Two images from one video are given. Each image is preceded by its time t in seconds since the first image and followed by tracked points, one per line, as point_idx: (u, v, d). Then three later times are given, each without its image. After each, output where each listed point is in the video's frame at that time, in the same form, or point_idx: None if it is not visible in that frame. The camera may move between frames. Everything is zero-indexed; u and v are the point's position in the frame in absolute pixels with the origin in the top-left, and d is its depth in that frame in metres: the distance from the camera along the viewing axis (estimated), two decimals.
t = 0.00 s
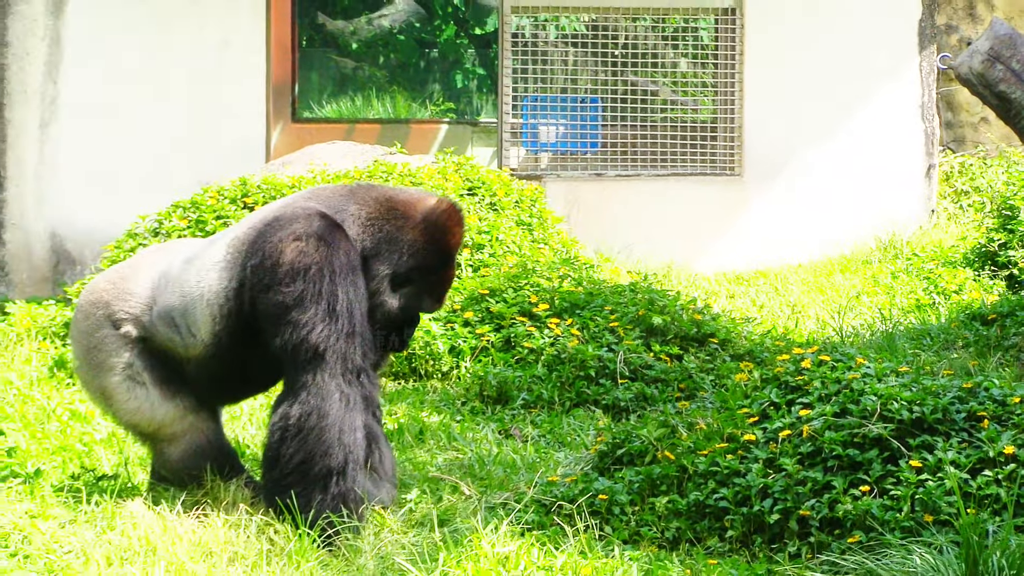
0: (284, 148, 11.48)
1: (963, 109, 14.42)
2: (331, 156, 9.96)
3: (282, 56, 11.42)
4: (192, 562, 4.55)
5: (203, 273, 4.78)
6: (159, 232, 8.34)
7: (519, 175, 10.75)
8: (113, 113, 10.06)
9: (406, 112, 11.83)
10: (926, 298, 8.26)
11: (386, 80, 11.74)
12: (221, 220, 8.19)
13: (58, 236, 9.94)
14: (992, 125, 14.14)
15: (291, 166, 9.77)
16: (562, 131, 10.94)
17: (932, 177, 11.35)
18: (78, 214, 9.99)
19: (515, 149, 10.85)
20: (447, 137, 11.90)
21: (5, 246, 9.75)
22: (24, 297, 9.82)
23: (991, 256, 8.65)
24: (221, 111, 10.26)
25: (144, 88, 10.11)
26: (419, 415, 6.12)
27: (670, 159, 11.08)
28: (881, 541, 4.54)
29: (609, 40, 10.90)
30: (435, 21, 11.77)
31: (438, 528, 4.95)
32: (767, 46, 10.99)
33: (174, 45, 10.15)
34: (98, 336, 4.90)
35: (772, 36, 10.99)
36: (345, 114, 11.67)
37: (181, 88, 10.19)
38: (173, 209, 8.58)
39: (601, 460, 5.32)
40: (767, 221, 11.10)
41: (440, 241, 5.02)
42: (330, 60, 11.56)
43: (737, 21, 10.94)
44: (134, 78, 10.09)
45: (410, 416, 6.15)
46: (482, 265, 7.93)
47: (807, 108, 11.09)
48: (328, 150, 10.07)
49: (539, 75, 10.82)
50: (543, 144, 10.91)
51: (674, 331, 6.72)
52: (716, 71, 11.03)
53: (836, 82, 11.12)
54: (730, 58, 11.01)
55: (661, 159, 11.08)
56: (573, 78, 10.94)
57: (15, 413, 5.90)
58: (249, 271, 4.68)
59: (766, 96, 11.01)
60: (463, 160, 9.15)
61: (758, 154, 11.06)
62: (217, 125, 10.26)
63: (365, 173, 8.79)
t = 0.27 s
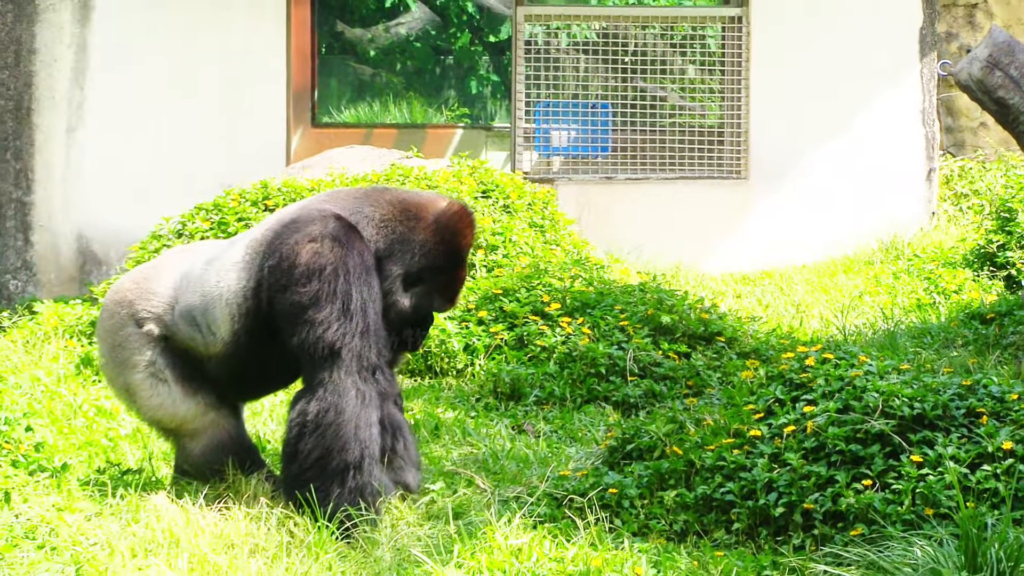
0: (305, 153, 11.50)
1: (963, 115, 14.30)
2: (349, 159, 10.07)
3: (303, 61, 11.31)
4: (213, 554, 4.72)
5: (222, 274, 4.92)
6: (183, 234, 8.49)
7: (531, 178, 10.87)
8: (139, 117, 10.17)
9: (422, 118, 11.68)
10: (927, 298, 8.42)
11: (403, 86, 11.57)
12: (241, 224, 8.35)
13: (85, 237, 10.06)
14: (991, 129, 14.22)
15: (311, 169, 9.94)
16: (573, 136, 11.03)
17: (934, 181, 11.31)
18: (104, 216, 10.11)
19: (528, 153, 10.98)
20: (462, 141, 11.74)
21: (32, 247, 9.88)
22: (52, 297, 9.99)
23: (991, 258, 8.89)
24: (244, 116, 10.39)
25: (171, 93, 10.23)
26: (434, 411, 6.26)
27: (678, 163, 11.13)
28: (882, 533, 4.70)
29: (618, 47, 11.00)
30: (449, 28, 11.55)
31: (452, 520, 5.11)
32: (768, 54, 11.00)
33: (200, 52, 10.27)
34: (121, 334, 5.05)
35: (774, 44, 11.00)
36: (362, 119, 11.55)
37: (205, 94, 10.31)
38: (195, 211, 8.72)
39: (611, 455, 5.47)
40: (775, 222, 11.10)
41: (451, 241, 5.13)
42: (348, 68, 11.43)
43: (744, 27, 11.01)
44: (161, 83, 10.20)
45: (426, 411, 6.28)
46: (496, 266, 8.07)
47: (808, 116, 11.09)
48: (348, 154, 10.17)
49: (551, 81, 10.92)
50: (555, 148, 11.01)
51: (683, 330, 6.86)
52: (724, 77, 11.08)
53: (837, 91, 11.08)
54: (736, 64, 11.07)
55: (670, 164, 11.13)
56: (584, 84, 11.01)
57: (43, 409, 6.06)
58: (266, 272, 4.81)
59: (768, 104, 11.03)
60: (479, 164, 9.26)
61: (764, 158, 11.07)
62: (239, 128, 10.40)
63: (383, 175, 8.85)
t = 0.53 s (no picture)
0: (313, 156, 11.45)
1: (952, 119, 14.42)
2: (356, 163, 10.18)
3: (311, 67, 11.40)
4: (223, 545, 4.91)
5: (229, 274, 5.05)
6: (194, 234, 8.64)
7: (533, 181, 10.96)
8: (151, 120, 10.29)
9: (427, 122, 11.79)
10: (917, 296, 8.60)
11: (409, 91, 11.71)
12: (251, 224, 8.47)
13: (98, 237, 10.22)
14: (979, 134, 14.32)
15: (320, 172, 10.03)
16: (574, 140, 11.16)
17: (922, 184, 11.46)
18: (114, 215, 10.24)
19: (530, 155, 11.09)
20: (466, 145, 11.84)
21: (48, 247, 10.08)
22: (67, 296, 10.16)
23: (978, 257, 9.06)
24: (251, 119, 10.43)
25: (183, 96, 10.33)
26: (438, 407, 6.41)
27: (675, 164, 11.25)
28: (873, 525, 4.87)
29: (619, 54, 11.11)
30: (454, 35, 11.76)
31: (456, 512, 5.26)
32: (761, 62, 11.13)
33: (212, 55, 10.35)
34: (134, 331, 5.21)
35: (767, 51, 11.13)
36: (369, 123, 11.63)
37: (216, 95, 10.38)
38: (206, 212, 8.86)
39: (610, 449, 5.63)
40: (772, 224, 11.26)
41: (447, 239, 5.15)
42: (357, 73, 11.55)
43: (740, 33, 11.10)
44: (173, 86, 10.32)
45: (430, 407, 6.43)
46: (499, 265, 8.21)
47: (800, 123, 11.23)
48: (357, 158, 10.28)
49: (553, 86, 11.01)
50: (557, 152, 11.13)
51: (679, 328, 7.02)
52: (720, 83, 11.17)
53: (829, 99, 11.22)
54: (733, 70, 11.16)
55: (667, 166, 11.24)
56: (585, 89, 11.13)
57: (58, 405, 6.21)
58: (270, 272, 4.94)
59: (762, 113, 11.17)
60: (483, 166, 9.41)
61: (759, 163, 11.21)
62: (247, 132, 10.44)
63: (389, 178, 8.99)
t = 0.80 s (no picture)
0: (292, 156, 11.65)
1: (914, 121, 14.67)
2: (335, 163, 10.36)
3: (290, 71, 11.57)
4: (205, 534, 5.07)
5: (206, 271, 5.22)
6: (177, 232, 8.81)
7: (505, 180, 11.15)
8: (139, 122, 10.45)
9: (403, 122, 11.88)
10: (877, 293, 8.77)
11: (385, 93, 11.79)
12: (231, 221, 8.69)
13: (85, 236, 10.39)
14: (938, 135, 14.49)
15: (300, 172, 10.20)
16: (546, 140, 11.30)
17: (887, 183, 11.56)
18: (102, 215, 10.42)
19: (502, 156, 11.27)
20: (441, 146, 11.92)
21: (35, 244, 10.26)
22: (53, 292, 10.35)
23: (938, 255, 9.25)
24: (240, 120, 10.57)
25: (171, 97, 10.48)
26: (413, 399, 6.57)
27: (643, 165, 11.39)
28: (835, 514, 5.03)
29: (588, 57, 11.27)
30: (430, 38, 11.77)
31: (431, 502, 5.43)
32: (727, 63, 11.18)
33: (198, 57, 10.50)
34: (117, 326, 5.39)
35: (732, 58, 11.19)
36: (347, 124, 11.79)
37: (203, 97, 10.53)
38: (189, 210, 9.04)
39: (580, 441, 5.79)
40: (743, 223, 11.32)
41: (413, 236, 5.21)
42: (334, 76, 11.70)
43: (706, 36, 11.19)
44: (162, 88, 10.47)
45: (406, 399, 6.59)
46: (472, 263, 8.38)
47: (764, 129, 11.29)
48: (336, 157, 10.45)
49: (525, 89, 11.20)
50: (529, 152, 11.29)
51: (648, 323, 7.18)
52: (687, 85, 11.28)
53: (795, 99, 11.26)
54: (699, 72, 11.24)
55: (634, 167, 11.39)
56: (556, 91, 11.30)
57: (45, 398, 6.36)
58: (243, 271, 5.10)
59: (728, 118, 11.24)
60: (458, 165, 9.54)
61: (724, 164, 11.28)
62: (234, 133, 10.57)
63: (366, 178, 9.16)
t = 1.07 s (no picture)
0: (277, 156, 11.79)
1: (886, 122, 14.79)
2: (319, 163, 10.48)
3: (275, 74, 11.61)
4: (192, 527, 5.18)
5: (190, 271, 5.31)
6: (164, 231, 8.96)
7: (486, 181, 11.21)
8: (126, 127, 10.56)
9: (386, 123, 11.94)
10: (852, 291, 8.87)
11: (369, 95, 11.81)
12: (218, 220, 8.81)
13: (74, 234, 10.48)
14: (912, 135, 14.65)
15: (285, 172, 10.30)
16: (526, 141, 11.41)
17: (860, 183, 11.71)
18: (92, 214, 10.51)
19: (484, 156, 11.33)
20: (423, 146, 12.00)
21: (25, 243, 10.34)
22: (44, 289, 10.43)
23: (910, 254, 9.45)
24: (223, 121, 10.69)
25: (156, 98, 10.59)
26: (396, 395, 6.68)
27: (621, 166, 11.48)
28: (810, 508, 5.13)
29: (568, 59, 11.35)
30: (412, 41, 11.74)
31: (414, 495, 5.53)
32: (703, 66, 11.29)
33: (185, 57, 10.60)
34: (104, 322, 5.51)
35: (710, 60, 11.29)
36: (331, 125, 11.88)
37: (187, 95, 10.64)
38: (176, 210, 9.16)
39: (560, 436, 5.90)
40: (723, 219, 11.42)
41: (384, 231, 5.16)
42: (318, 78, 11.72)
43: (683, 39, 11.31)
44: (148, 87, 10.59)
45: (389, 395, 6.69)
46: (454, 261, 8.49)
47: (741, 131, 11.41)
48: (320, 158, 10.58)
49: (506, 90, 11.26)
50: (509, 152, 11.35)
51: (626, 320, 7.28)
52: (665, 87, 11.38)
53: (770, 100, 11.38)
54: (676, 74, 11.35)
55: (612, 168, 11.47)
56: (535, 93, 11.38)
57: (35, 393, 6.46)
58: (223, 272, 5.15)
59: (706, 120, 11.34)
60: (439, 165, 9.68)
61: (703, 165, 11.38)
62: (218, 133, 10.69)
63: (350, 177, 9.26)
